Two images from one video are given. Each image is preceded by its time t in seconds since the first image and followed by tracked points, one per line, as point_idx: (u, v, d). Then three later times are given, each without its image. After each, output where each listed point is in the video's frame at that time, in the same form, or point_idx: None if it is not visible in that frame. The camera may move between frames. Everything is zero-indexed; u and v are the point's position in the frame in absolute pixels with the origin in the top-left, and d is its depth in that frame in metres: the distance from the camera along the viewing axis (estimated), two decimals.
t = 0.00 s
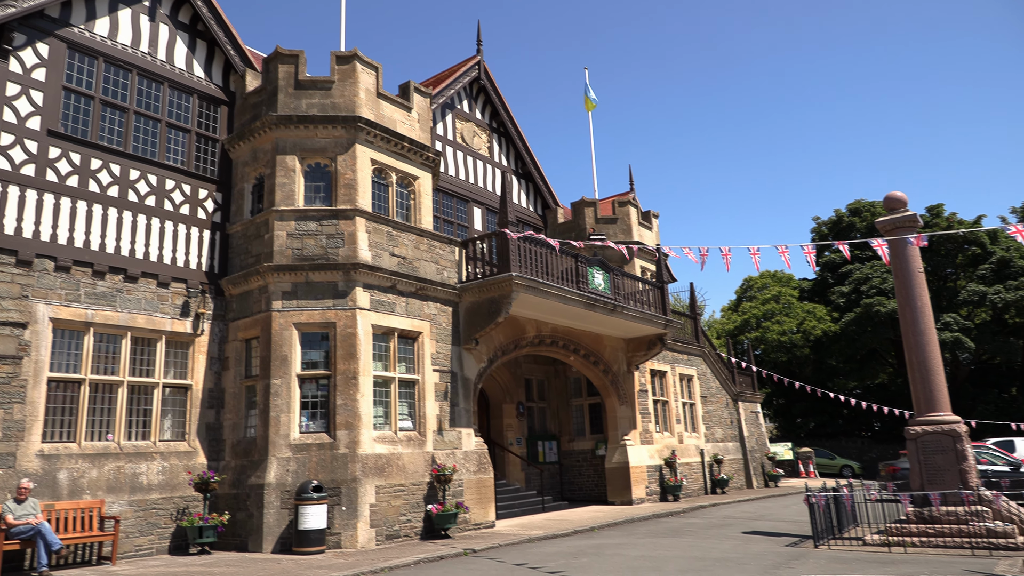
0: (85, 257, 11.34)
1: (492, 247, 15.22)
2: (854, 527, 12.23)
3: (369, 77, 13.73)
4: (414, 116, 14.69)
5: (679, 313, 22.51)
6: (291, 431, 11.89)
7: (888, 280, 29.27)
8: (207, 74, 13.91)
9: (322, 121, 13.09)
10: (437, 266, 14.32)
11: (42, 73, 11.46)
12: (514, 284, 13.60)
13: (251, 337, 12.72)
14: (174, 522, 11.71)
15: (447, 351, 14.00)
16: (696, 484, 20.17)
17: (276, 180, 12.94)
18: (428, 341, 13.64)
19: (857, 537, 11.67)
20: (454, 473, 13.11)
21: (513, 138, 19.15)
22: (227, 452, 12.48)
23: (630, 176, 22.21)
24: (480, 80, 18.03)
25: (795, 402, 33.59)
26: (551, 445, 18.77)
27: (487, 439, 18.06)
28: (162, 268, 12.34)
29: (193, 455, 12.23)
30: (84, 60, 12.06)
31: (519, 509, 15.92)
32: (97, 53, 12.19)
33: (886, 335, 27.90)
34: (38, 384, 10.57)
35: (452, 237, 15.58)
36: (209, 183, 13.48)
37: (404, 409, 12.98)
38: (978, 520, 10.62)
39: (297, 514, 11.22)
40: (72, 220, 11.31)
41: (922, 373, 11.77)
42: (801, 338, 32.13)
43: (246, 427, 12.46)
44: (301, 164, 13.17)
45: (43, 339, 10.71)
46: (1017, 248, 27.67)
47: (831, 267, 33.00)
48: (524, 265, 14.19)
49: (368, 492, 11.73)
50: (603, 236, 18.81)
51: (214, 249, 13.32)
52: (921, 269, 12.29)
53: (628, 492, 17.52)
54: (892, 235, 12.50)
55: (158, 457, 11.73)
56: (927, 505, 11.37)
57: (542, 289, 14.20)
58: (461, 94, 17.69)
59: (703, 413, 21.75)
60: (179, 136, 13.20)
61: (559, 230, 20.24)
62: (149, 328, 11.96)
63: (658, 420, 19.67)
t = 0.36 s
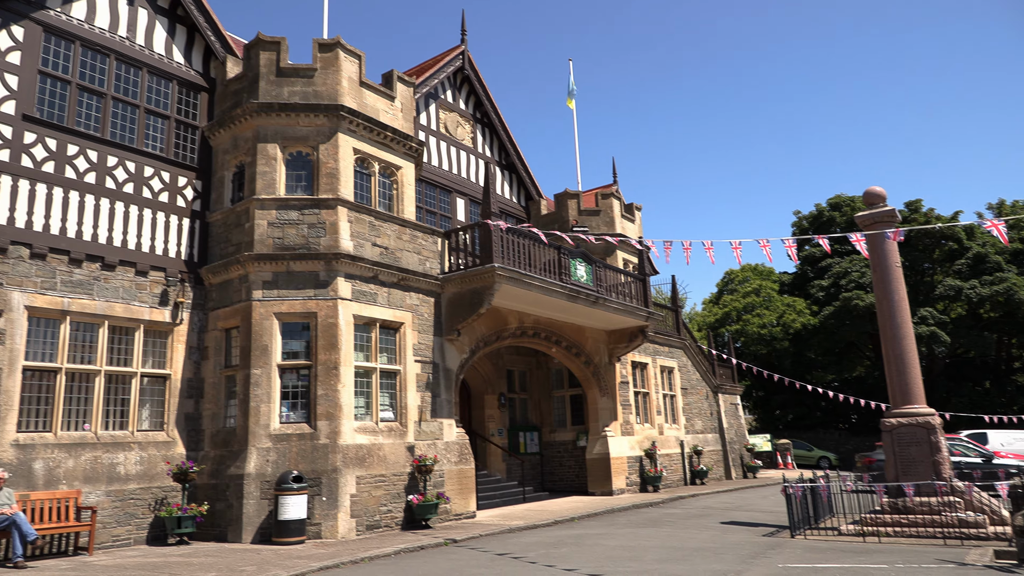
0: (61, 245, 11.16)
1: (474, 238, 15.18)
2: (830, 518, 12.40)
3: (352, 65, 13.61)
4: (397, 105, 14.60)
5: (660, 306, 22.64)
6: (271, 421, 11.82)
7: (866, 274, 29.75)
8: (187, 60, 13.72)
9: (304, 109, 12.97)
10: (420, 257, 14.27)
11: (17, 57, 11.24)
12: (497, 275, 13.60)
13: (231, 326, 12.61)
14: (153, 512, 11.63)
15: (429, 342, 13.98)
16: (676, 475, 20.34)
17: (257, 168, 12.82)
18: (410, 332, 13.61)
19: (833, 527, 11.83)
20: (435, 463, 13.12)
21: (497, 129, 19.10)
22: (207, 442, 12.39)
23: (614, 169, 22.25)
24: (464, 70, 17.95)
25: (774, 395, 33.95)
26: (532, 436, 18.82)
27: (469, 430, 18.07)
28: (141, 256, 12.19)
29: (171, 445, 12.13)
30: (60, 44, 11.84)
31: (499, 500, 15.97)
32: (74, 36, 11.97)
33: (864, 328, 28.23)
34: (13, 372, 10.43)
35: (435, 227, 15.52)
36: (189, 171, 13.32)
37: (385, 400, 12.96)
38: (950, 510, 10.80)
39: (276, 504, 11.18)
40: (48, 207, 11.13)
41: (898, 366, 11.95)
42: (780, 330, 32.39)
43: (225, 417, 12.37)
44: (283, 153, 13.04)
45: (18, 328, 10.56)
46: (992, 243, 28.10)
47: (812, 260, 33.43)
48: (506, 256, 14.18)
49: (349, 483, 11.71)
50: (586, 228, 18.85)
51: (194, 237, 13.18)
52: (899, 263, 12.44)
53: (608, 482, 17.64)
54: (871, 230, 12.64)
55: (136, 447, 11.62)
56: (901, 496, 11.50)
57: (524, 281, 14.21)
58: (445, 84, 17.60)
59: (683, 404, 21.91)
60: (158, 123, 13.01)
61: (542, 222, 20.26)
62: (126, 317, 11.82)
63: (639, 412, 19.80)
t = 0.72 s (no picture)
0: (37, 231, 10.97)
1: (457, 228, 15.13)
2: (806, 508, 12.57)
3: (334, 52, 13.47)
4: (381, 94, 14.49)
5: (642, 298, 22.75)
6: (251, 411, 11.75)
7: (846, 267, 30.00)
8: (167, 45, 13.51)
9: (286, 96, 12.83)
10: (402, 246, 14.21)
11: None
12: (479, 266, 13.57)
13: (210, 315, 12.50)
14: (130, 501, 11.53)
15: (411, 332, 13.95)
16: (656, 465, 20.51)
17: (238, 155, 12.68)
18: (392, 321, 13.56)
19: (809, 517, 11.99)
20: (417, 453, 13.13)
21: (480, 119, 19.03)
22: (185, 431, 12.30)
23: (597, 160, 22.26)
24: (448, 59, 17.85)
25: (754, 386, 34.28)
26: (514, 427, 18.86)
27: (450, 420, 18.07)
28: (118, 243, 12.02)
29: (149, 434, 12.03)
30: (36, 26, 11.60)
31: (480, 490, 16.01)
32: (50, 19, 11.74)
33: (843, 321, 28.54)
34: None
35: (417, 217, 15.45)
36: (168, 157, 13.16)
37: (367, 389, 12.91)
38: (924, 501, 11.00)
39: (256, 494, 11.13)
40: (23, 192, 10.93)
41: (875, 359, 12.10)
42: (760, 323, 32.80)
43: (204, 406, 12.28)
44: (264, 140, 12.91)
45: None
46: (969, 238, 28.47)
47: (792, 253, 33.61)
48: (489, 247, 14.15)
49: (329, 472, 11.67)
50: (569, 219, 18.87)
51: (173, 225, 13.03)
52: (878, 257, 12.57)
53: (589, 473, 17.75)
54: (851, 224, 12.75)
55: (113, 436, 11.50)
56: (876, 488, 11.54)
57: (507, 271, 14.20)
58: (429, 73, 17.49)
59: (664, 396, 22.06)
60: (136, 108, 12.82)
61: (526, 213, 20.25)
62: (104, 305, 11.67)
63: (620, 403, 19.91)
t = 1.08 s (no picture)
0: (9, 216, 10.75)
1: (439, 218, 15.06)
2: (782, 498, 12.74)
3: (316, 39, 13.32)
4: (363, 81, 14.36)
5: (623, 289, 22.85)
6: (229, 400, 11.66)
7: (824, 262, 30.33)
8: (144, 28, 13.29)
9: (266, 82, 12.68)
10: (383, 236, 14.13)
11: None
12: (461, 256, 13.54)
13: (188, 303, 12.37)
14: (105, 490, 11.41)
15: (392, 322, 13.91)
16: (635, 456, 20.67)
17: (217, 141, 12.52)
18: (372, 311, 13.49)
19: (784, 507, 12.15)
20: (396, 443, 13.11)
21: (464, 109, 18.94)
22: (162, 420, 12.19)
23: (580, 152, 22.27)
24: (431, 48, 17.74)
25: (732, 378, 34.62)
26: (494, 417, 18.90)
27: (430, 410, 18.06)
28: (94, 229, 11.83)
29: (125, 423, 11.90)
30: (9, 6, 11.34)
31: (460, 480, 16.03)
32: None
33: (821, 315, 28.85)
34: None
35: (399, 206, 15.37)
36: (145, 142, 12.97)
37: (346, 379, 12.86)
38: (896, 492, 11.20)
39: (233, 483, 11.06)
40: None
41: (851, 352, 12.27)
42: (739, 316, 32.95)
43: (182, 394, 12.17)
44: (244, 126, 12.75)
45: None
46: (944, 235, 28.90)
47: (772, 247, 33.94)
48: (471, 237, 14.12)
49: (308, 462, 11.63)
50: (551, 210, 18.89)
51: (150, 211, 12.86)
52: (855, 251, 12.71)
53: (568, 463, 17.85)
54: (829, 218, 12.87)
55: (88, 424, 11.37)
56: (849, 478, 11.88)
57: (489, 262, 14.19)
58: (412, 61, 17.37)
59: (644, 387, 22.20)
60: (113, 92, 12.60)
61: (508, 203, 20.22)
62: (78, 291, 11.49)
63: (600, 394, 20.02)
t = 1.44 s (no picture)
0: None
1: (420, 207, 14.98)
2: (757, 487, 12.90)
3: (296, 23, 13.15)
4: (344, 67, 14.22)
5: (604, 280, 22.92)
6: (206, 387, 11.56)
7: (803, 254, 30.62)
8: (120, 9, 13.04)
9: (245, 67, 12.50)
10: (363, 224, 14.04)
11: None
12: (442, 245, 13.49)
13: (165, 290, 12.22)
14: (79, 479, 11.28)
15: (371, 311, 13.85)
16: (614, 446, 20.81)
17: (194, 126, 12.34)
18: (352, 299, 13.42)
19: (760, 496, 12.31)
20: (376, 432, 13.09)
21: (446, 97, 18.83)
22: (138, 408, 12.06)
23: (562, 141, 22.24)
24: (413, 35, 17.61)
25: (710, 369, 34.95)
26: (474, 406, 18.91)
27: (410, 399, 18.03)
28: (68, 214, 11.61)
29: (100, 411, 11.75)
30: None
31: (440, 469, 16.05)
32: None
33: (798, 307, 29.15)
34: None
35: (379, 194, 15.27)
36: (121, 126, 12.76)
37: (325, 367, 12.79)
38: (868, 481, 11.39)
39: (210, 472, 10.99)
40: None
41: (827, 343, 12.42)
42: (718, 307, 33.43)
43: (158, 382, 12.04)
44: (222, 111, 12.57)
45: None
46: (920, 229, 29.29)
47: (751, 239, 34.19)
48: (452, 226, 14.07)
49: (286, 450, 11.57)
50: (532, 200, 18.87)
51: (126, 196, 12.67)
52: (833, 244, 12.84)
53: (547, 452, 17.93)
54: (808, 211, 12.98)
55: (62, 412, 11.21)
56: (823, 467, 12.01)
57: (469, 251, 14.14)
58: (393, 48, 17.22)
59: (623, 377, 22.33)
60: (88, 74, 12.35)
61: (489, 193, 20.16)
62: (52, 277, 11.29)
63: (579, 383, 20.10)
